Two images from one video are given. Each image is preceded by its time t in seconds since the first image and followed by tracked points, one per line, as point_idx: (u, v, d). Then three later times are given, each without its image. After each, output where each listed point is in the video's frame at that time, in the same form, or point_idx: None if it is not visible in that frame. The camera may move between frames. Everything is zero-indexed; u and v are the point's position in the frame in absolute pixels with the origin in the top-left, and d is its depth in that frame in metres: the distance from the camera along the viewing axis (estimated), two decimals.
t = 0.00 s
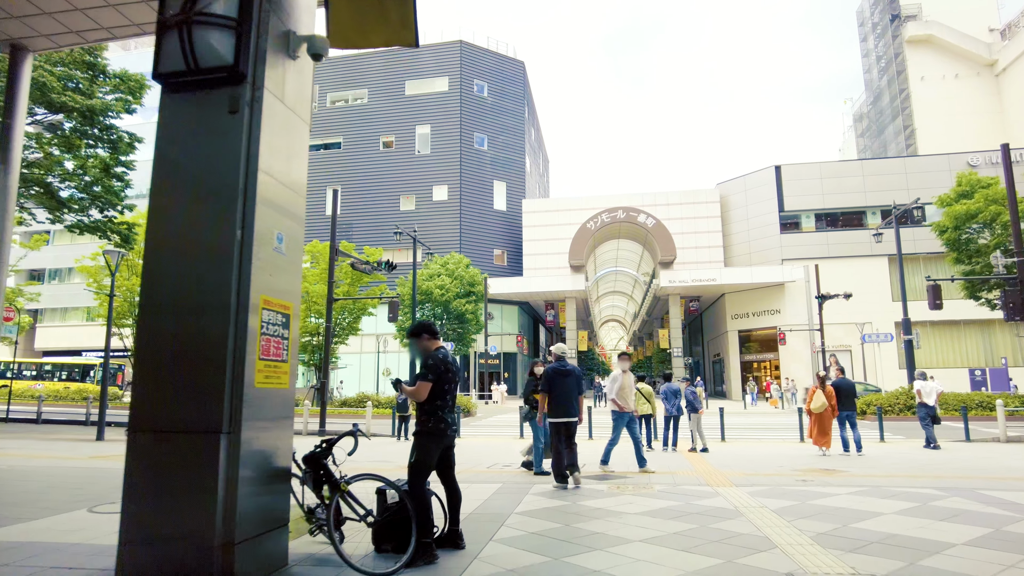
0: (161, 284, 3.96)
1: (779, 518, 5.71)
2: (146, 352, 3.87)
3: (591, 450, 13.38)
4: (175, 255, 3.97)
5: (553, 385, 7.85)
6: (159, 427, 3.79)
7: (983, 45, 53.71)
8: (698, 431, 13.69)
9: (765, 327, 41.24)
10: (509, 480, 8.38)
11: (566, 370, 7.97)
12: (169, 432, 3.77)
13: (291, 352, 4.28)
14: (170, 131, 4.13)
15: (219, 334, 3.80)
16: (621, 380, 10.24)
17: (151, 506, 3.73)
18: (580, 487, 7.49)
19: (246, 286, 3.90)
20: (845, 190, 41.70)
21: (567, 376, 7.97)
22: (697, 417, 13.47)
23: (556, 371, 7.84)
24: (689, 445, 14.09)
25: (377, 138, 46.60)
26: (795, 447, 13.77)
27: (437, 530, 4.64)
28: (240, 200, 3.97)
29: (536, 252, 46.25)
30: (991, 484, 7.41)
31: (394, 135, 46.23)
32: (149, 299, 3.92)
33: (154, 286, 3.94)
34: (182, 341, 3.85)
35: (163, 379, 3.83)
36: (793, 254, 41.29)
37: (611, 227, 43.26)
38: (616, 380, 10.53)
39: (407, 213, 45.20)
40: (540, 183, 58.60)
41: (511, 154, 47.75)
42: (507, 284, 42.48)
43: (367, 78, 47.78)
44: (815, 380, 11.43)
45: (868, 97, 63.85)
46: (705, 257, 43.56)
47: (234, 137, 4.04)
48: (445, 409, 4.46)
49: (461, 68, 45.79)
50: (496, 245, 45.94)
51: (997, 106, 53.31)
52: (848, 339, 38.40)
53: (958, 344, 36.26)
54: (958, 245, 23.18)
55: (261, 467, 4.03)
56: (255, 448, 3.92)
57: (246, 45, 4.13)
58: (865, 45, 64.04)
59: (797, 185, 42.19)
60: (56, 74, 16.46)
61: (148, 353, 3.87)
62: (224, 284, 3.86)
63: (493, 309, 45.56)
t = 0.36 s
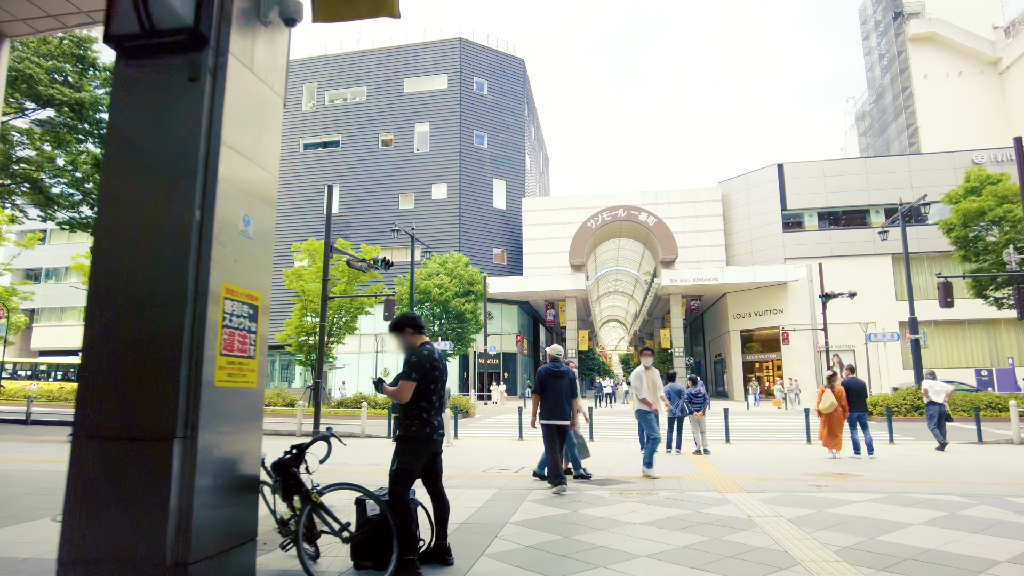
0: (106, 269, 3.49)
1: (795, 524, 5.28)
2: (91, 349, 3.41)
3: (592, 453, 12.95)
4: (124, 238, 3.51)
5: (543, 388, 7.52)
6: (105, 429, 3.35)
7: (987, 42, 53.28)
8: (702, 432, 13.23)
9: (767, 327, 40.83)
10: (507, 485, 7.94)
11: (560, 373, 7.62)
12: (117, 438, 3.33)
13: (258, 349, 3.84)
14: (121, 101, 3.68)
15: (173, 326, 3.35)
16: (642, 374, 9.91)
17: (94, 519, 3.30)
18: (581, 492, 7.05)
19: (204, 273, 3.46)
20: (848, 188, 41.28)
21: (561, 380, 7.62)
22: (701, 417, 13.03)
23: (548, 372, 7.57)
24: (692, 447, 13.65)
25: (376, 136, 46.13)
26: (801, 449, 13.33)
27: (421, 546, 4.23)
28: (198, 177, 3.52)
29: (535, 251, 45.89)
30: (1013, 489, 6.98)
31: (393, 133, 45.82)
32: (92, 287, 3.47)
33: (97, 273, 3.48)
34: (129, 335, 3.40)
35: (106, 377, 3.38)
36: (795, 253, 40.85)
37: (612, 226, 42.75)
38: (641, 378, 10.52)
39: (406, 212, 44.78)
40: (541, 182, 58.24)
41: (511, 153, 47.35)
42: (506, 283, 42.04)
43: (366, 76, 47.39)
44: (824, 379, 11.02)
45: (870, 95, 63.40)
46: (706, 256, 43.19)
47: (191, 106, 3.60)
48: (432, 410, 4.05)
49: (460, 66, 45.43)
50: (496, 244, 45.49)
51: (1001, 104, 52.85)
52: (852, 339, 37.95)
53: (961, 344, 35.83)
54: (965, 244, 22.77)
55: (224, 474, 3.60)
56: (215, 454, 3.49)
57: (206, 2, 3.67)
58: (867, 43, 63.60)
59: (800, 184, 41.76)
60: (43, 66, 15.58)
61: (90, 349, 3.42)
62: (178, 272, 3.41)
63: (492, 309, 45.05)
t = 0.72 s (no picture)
0: (36, 257, 3.05)
1: (817, 541, 4.79)
2: (16, 348, 2.96)
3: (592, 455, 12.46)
4: (55, 220, 3.06)
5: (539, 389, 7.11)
6: (36, 442, 2.89)
7: (992, 39, 52.67)
8: (707, 434, 12.75)
9: (770, 327, 40.39)
10: (501, 493, 7.43)
11: (557, 374, 7.18)
12: (40, 451, 2.88)
13: (213, 347, 3.40)
14: (53, 68, 3.22)
15: (109, 322, 2.90)
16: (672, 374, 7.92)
17: (6, 545, 2.85)
18: (580, 502, 6.55)
19: (148, 262, 3.02)
20: (852, 186, 40.76)
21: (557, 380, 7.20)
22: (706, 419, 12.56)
23: (544, 372, 7.06)
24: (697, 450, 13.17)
25: (374, 134, 45.69)
26: (809, 453, 12.85)
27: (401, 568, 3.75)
28: (141, 152, 3.08)
29: (535, 250, 45.45)
30: None
31: (392, 131, 45.41)
32: (19, 279, 3.02)
33: (21, 263, 3.03)
34: (57, 336, 2.94)
35: (23, 382, 2.92)
36: (798, 251, 40.37)
37: (613, 224, 42.18)
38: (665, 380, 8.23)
39: (405, 210, 44.29)
40: (541, 181, 57.76)
41: (511, 151, 46.86)
42: (505, 282, 41.58)
43: (365, 73, 46.91)
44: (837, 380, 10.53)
45: (873, 93, 62.83)
46: (708, 255, 42.74)
47: (132, 75, 3.14)
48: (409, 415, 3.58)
49: (460, 63, 44.98)
50: (495, 243, 45.00)
51: (1005, 102, 52.29)
52: (855, 338, 37.48)
53: (966, 344, 35.35)
54: (974, 241, 22.28)
55: (170, 488, 3.14)
56: (157, 469, 3.04)
57: None
58: (869, 41, 63.03)
59: (803, 181, 41.26)
60: (38, 49, 8.53)
61: (14, 348, 2.96)
62: (115, 260, 2.96)
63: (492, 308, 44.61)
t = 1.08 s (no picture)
0: None
1: (838, 554, 4.35)
2: None
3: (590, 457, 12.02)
4: None
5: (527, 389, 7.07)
6: None
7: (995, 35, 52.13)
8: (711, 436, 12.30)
9: (772, 326, 39.96)
10: (492, 499, 6.99)
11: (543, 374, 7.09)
12: None
13: (150, 341, 2.95)
14: None
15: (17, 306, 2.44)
16: (703, 369, 7.25)
17: None
18: (576, 510, 6.09)
19: (67, 237, 2.57)
20: (855, 183, 40.27)
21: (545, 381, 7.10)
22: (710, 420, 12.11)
23: (532, 374, 7.00)
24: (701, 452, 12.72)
25: (372, 131, 45.26)
26: (816, 454, 12.40)
27: None
28: (58, 107, 2.61)
29: (534, 248, 45.01)
30: None
31: (390, 128, 45.00)
32: None
33: None
34: None
35: None
36: (800, 249, 39.91)
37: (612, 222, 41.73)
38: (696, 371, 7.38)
39: (403, 208, 43.90)
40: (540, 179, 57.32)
41: (510, 148, 46.40)
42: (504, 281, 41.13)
43: (362, 70, 46.46)
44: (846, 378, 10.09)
45: (876, 89, 62.37)
46: (709, 253, 42.30)
47: (49, 20, 2.67)
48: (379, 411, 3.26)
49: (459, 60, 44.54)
50: (494, 242, 44.55)
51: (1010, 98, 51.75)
52: (858, 337, 37.06)
53: (971, 343, 34.91)
54: (980, 237, 21.82)
55: (95, 504, 2.69)
56: (77, 484, 2.59)
57: None
58: (872, 38, 62.62)
59: (805, 179, 40.78)
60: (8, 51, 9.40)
61: None
62: (25, 231, 2.50)
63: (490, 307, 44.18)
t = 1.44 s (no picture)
0: None
1: (874, 570, 3.88)
2: None
3: (593, 459, 11.55)
4: None
5: (520, 389, 7.04)
6: None
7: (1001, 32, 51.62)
8: (718, 437, 11.86)
9: (776, 326, 39.51)
10: (490, 505, 6.51)
11: (532, 372, 7.06)
12: None
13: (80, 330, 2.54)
14: None
15: None
16: (748, 366, 6.82)
17: None
18: (580, 518, 5.64)
19: None
20: (860, 181, 39.77)
21: (534, 378, 7.08)
22: (718, 420, 11.64)
23: (519, 371, 7.02)
24: (708, 453, 12.27)
25: (371, 129, 44.84)
26: (828, 456, 11.93)
27: None
28: None
29: (536, 247, 44.55)
30: None
31: (390, 125, 44.60)
32: None
33: None
34: None
35: None
36: (805, 247, 39.41)
37: (614, 220, 41.28)
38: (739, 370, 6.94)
39: (403, 206, 43.50)
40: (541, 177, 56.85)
41: (511, 146, 45.91)
42: (506, 280, 40.69)
43: (362, 67, 46.03)
44: (858, 378, 9.64)
45: (879, 87, 61.91)
46: (712, 252, 41.83)
47: None
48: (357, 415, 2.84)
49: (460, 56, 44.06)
50: (495, 241, 44.08)
51: (1016, 95, 51.25)
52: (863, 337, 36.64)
53: (979, 342, 34.44)
54: (992, 234, 21.33)
55: (10, 518, 2.28)
56: None
57: None
58: (875, 35, 62.18)
59: (810, 176, 40.29)
60: None
61: None
62: None
63: (491, 306, 43.76)
